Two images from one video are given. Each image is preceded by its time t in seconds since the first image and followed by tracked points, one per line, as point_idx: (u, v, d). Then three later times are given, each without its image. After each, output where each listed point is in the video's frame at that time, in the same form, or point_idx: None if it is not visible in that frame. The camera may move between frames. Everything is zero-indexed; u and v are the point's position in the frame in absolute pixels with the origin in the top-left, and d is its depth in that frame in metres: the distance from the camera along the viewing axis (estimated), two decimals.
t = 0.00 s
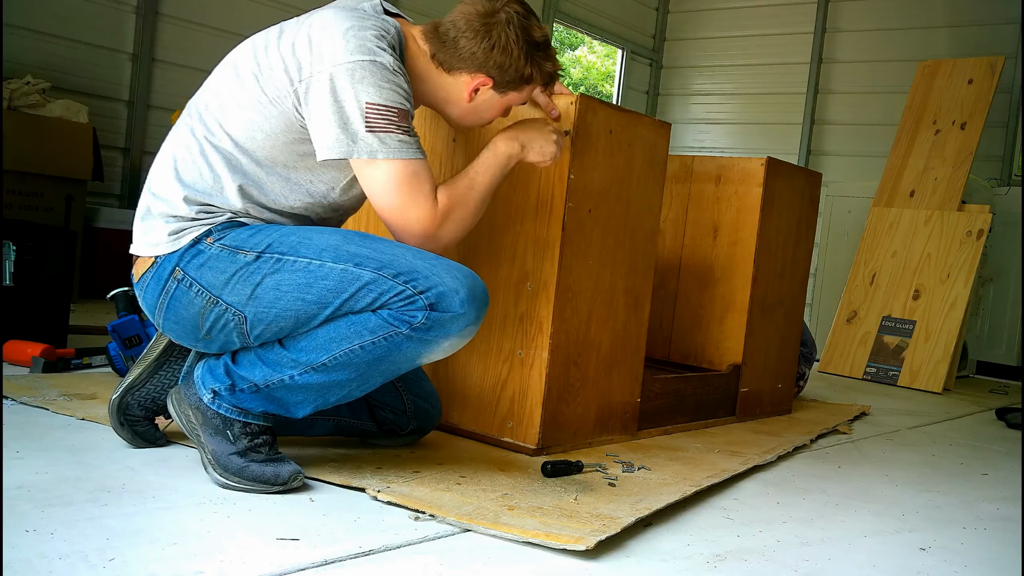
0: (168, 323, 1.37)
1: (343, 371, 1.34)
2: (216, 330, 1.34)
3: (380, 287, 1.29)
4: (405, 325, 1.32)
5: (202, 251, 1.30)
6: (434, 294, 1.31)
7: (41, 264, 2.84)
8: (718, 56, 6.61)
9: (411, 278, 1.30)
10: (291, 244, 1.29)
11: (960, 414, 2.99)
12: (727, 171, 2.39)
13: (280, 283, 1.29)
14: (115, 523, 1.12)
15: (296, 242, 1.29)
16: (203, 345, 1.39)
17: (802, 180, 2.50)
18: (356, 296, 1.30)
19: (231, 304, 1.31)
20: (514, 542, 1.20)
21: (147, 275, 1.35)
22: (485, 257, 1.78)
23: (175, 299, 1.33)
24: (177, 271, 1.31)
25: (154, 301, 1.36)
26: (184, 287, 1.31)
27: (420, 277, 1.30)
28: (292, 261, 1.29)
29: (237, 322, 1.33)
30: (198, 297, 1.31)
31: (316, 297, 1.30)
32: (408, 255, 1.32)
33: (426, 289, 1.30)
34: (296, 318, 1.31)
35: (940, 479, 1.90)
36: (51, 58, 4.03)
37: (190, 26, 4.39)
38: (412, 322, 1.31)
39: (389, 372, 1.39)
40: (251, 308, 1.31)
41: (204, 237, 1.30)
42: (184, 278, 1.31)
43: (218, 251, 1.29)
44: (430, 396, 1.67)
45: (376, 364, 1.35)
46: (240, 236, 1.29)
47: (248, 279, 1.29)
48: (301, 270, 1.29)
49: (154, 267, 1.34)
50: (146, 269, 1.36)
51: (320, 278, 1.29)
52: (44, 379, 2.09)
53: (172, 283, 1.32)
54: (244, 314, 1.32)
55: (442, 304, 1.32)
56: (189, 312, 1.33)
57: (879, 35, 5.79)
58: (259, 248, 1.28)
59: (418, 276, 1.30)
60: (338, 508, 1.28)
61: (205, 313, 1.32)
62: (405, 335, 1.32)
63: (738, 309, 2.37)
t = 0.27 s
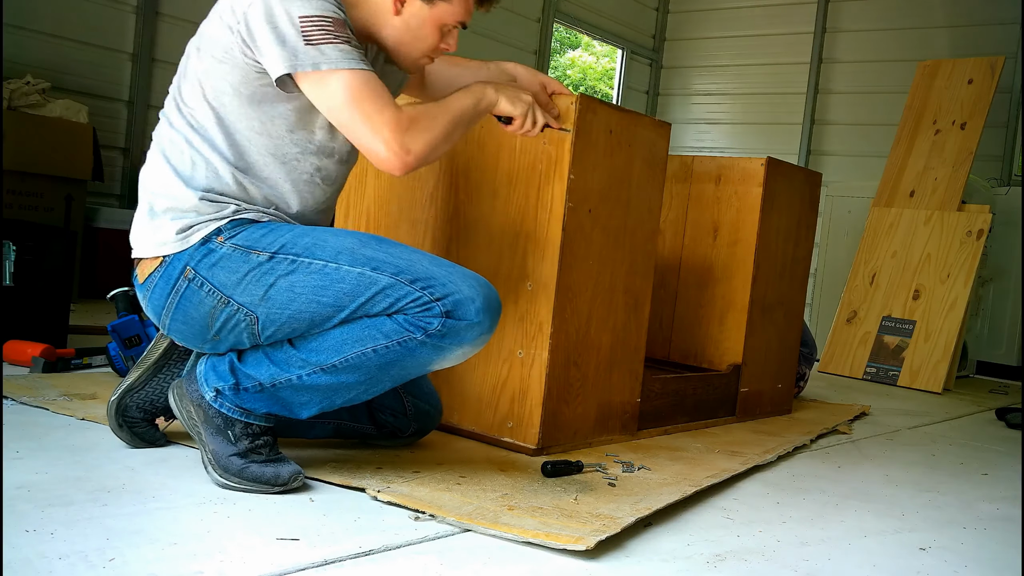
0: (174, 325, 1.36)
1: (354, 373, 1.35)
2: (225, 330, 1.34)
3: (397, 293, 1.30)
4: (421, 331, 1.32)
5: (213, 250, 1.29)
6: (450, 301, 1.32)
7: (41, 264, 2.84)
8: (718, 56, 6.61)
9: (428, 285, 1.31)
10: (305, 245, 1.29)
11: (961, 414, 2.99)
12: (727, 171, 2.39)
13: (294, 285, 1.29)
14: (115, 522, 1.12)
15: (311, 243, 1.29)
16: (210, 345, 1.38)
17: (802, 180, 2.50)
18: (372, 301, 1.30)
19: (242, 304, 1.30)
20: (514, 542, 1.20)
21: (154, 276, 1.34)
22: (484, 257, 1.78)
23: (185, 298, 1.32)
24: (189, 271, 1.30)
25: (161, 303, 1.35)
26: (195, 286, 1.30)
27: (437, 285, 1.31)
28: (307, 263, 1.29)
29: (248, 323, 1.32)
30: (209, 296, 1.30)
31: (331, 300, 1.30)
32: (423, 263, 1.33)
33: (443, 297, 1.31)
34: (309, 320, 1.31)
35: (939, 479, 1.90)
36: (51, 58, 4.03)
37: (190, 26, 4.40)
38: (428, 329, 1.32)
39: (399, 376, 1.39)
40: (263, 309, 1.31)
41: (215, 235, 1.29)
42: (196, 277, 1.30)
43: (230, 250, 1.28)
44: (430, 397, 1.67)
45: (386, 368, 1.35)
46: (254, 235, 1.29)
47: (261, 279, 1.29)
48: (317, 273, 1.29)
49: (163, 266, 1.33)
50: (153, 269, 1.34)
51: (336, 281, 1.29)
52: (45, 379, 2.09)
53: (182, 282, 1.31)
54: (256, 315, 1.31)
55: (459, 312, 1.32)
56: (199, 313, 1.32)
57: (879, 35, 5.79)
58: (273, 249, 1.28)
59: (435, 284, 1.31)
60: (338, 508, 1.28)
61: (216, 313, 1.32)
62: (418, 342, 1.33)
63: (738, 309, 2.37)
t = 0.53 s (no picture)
0: (179, 323, 1.36)
1: (360, 382, 1.36)
2: (230, 334, 1.34)
3: (409, 306, 1.30)
4: (430, 344, 1.32)
5: (222, 252, 1.28)
6: (460, 315, 1.31)
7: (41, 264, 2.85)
8: (718, 56, 6.61)
9: (439, 298, 1.31)
10: (315, 253, 1.29)
11: (961, 414, 2.99)
12: (727, 171, 2.39)
13: (303, 294, 1.29)
14: (115, 523, 1.12)
15: (321, 252, 1.29)
16: (213, 346, 1.38)
17: (802, 179, 2.50)
18: (383, 312, 1.30)
19: (250, 310, 1.31)
20: (514, 542, 1.20)
21: (163, 273, 1.33)
22: (484, 256, 1.78)
23: (191, 298, 1.32)
24: (196, 272, 1.30)
25: (167, 301, 1.34)
26: (204, 287, 1.30)
27: (448, 298, 1.31)
28: (316, 271, 1.29)
29: (254, 328, 1.33)
30: (216, 299, 1.30)
31: (342, 310, 1.30)
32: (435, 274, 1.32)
33: (453, 310, 1.31)
34: (318, 328, 1.32)
35: (940, 479, 1.90)
36: (51, 59, 4.03)
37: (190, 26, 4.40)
38: (437, 342, 1.32)
39: (405, 385, 1.40)
40: (272, 315, 1.31)
41: (224, 238, 1.29)
42: (204, 278, 1.30)
43: (239, 253, 1.28)
44: (432, 397, 1.66)
45: (392, 378, 1.36)
46: (263, 239, 1.29)
47: (269, 286, 1.29)
48: (327, 282, 1.29)
49: (171, 264, 1.32)
50: (161, 267, 1.33)
51: (347, 291, 1.29)
52: (45, 379, 2.09)
53: (190, 282, 1.30)
54: (263, 321, 1.32)
55: (468, 327, 1.32)
56: (205, 314, 1.32)
57: (879, 35, 5.80)
58: (283, 255, 1.28)
59: (446, 298, 1.31)
60: (338, 508, 1.28)
61: (222, 317, 1.32)
62: (427, 354, 1.33)
63: (738, 309, 2.37)
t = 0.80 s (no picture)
0: (191, 331, 1.35)
1: (378, 397, 1.36)
2: (249, 342, 1.33)
3: (440, 329, 1.30)
4: (456, 367, 1.33)
5: (248, 261, 1.28)
6: (490, 343, 1.32)
7: (41, 264, 2.85)
8: (718, 56, 6.61)
9: (471, 323, 1.31)
10: (347, 269, 1.29)
11: (961, 414, 2.99)
12: (727, 171, 2.39)
13: (332, 309, 1.29)
14: (114, 523, 1.12)
15: (353, 268, 1.29)
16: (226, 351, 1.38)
17: (802, 179, 2.50)
18: (414, 333, 1.31)
19: (276, 321, 1.31)
20: (514, 542, 1.20)
21: (179, 278, 1.31)
22: (483, 255, 1.78)
23: (211, 306, 1.31)
24: (219, 279, 1.28)
25: (182, 309, 1.33)
26: (225, 296, 1.29)
27: (480, 324, 1.31)
28: (347, 287, 1.29)
29: (278, 340, 1.33)
30: (239, 308, 1.30)
31: (372, 328, 1.30)
32: (466, 298, 1.33)
33: (484, 337, 1.32)
34: (344, 341, 1.32)
35: (940, 479, 1.90)
36: (51, 59, 4.03)
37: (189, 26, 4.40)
38: (464, 366, 1.33)
39: (423, 403, 1.41)
40: (297, 328, 1.31)
41: (249, 245, 1.28)
42: (227, 286, 1.29)
43: (266, 262, 1.28)
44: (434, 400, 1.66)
45: (412, 397, 1.37)
46: (290, 248, 1.28)
47: (297, 298, 1.29)
48: (358, 299, 1.29)
49: (189, 271, 1.30)
50: (178, 271, 1.32)
51: (378, 310, 1.29)
52: (44, 379, 2.09)
53: (211, 290, 1.29)
54: (288, 333, 1.32)
55: (497, 353, 1.33)
56: (225, 322, 1.31)
57: (878, 35, 5.80)
58: (313, 268, 1.28)
59: (478, 323, 1.31)
60: (338, 508, 1.28)
61: (244, 326, 1.31)
62: (452, 377, 1.34)
63: (738, 309, 2.37)
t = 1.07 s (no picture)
0: (184, 327, 1.35)
1: (368, 386, 1.36)
2: (240, 336, 1.33)
3: (426, 311, 1.31)
4: (444, 349, 1.33)
5: (236, 254, 1.28)
6: (476, 323, 1.33)
7: (41, 264, 2.85)
8: (718, 56, 6.61)
9: (456, 305, 1.32)
10: (333, 256, 1.29)
11: (961, 414, 2.99)
12: (727, 171, 2.39)
13: (319, 296, 1.30)
14: (114, 523, 1.12)
15: (339, 256, 1.29)
16: (218, 350, 1.38)
17: (801, 180, 2.50)
18: (400, 317, 1.31)
19: (264, 312, 1.31)
20: (514, 542, 1.20)
21: (170, 274, 1.32)
22: (483, 256, 1.78)
23: (201, 300, 1.31)
24: (208, 272, 1.29)
25: (174, 304, 1.34)
26: (215, 289, 1.30)
27: (465, 306, 1.32)
28: (334, 274, 1.29)
29: (266, 331, 1.33)
30: (229, 300, 1.30)
31: (359, 313, 1.31)
32: (451, 282, 1.34)
33: (470, 318, 1.32)
34: (332, 330, 1.32)
35: (940, 479, 1.90)
36: (51, 59, 4.03)
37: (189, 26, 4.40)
38: (452, 348, 1.33)
39: (411, 391, 1.41)
40: (286, 317, 1.31)
41: (237, 239, 1.29)
42: (217, 279, 1.29)
43: (253, 254, 1.28)
44: (434, 397, 1.66)
45: (401, 385, 1.37)
46: (277, 241, 1.29)
47: (285, 287, 1.29)
48: (344, 285, 1.30)
49: (179, 267, 1.31)
50: (168, 269, 1.33)
51: (365, 295, 1.30)
52: (44, 379, 2.09)
53: (201, 283, 1.30)
54: (277, 323, 1.32)
55: (483, 334, 1.34)
56: (215, 316, 1.32)
57: (878, 35, 5.80)
58: (300, 258, 1.28)
59: (462, 305, 1.32)
60: (338, 508, 1.28)
61: (233, 318, 1.31)
62: (440, 360, 1.34)
63: (738, 309, 2.37)
